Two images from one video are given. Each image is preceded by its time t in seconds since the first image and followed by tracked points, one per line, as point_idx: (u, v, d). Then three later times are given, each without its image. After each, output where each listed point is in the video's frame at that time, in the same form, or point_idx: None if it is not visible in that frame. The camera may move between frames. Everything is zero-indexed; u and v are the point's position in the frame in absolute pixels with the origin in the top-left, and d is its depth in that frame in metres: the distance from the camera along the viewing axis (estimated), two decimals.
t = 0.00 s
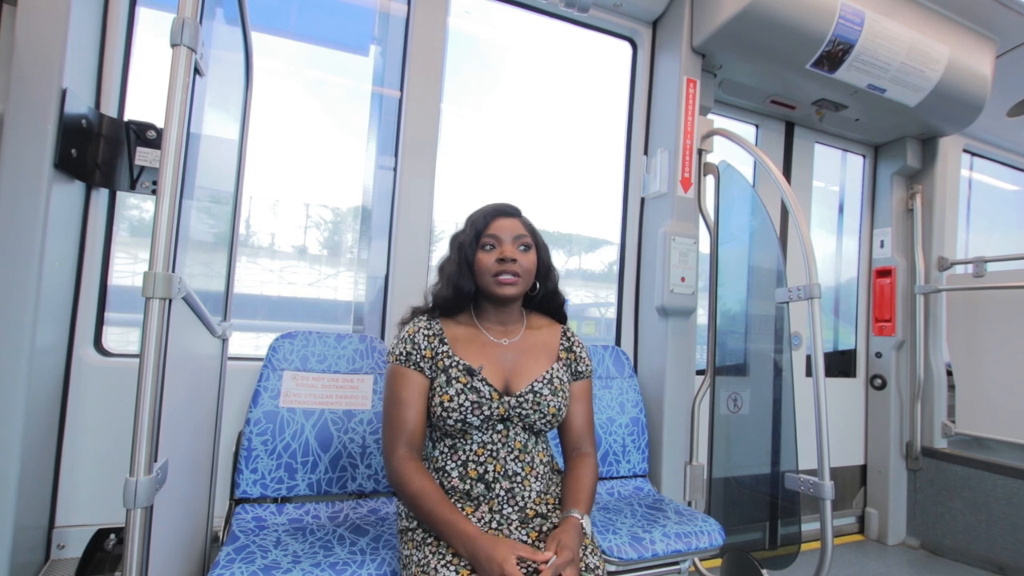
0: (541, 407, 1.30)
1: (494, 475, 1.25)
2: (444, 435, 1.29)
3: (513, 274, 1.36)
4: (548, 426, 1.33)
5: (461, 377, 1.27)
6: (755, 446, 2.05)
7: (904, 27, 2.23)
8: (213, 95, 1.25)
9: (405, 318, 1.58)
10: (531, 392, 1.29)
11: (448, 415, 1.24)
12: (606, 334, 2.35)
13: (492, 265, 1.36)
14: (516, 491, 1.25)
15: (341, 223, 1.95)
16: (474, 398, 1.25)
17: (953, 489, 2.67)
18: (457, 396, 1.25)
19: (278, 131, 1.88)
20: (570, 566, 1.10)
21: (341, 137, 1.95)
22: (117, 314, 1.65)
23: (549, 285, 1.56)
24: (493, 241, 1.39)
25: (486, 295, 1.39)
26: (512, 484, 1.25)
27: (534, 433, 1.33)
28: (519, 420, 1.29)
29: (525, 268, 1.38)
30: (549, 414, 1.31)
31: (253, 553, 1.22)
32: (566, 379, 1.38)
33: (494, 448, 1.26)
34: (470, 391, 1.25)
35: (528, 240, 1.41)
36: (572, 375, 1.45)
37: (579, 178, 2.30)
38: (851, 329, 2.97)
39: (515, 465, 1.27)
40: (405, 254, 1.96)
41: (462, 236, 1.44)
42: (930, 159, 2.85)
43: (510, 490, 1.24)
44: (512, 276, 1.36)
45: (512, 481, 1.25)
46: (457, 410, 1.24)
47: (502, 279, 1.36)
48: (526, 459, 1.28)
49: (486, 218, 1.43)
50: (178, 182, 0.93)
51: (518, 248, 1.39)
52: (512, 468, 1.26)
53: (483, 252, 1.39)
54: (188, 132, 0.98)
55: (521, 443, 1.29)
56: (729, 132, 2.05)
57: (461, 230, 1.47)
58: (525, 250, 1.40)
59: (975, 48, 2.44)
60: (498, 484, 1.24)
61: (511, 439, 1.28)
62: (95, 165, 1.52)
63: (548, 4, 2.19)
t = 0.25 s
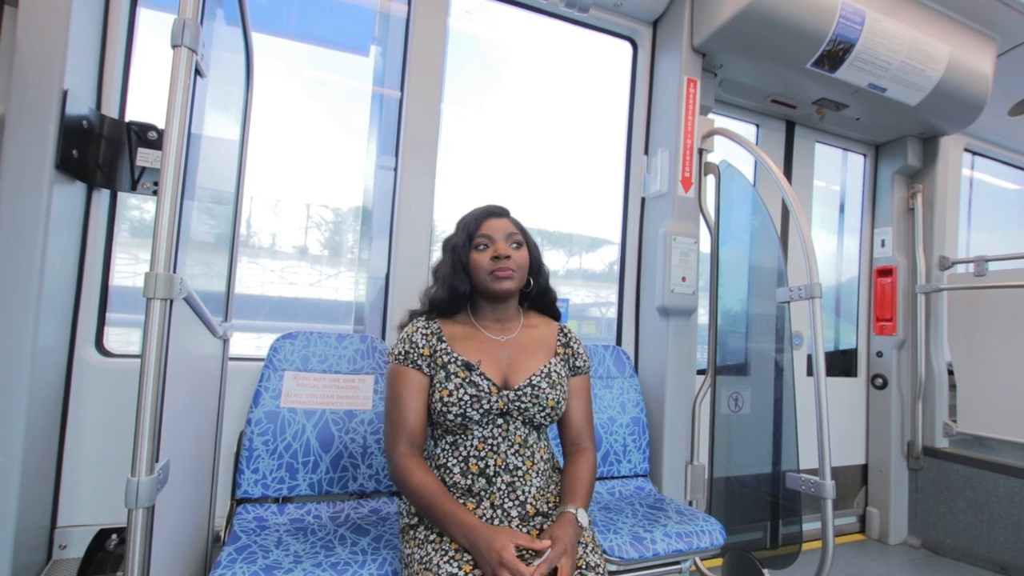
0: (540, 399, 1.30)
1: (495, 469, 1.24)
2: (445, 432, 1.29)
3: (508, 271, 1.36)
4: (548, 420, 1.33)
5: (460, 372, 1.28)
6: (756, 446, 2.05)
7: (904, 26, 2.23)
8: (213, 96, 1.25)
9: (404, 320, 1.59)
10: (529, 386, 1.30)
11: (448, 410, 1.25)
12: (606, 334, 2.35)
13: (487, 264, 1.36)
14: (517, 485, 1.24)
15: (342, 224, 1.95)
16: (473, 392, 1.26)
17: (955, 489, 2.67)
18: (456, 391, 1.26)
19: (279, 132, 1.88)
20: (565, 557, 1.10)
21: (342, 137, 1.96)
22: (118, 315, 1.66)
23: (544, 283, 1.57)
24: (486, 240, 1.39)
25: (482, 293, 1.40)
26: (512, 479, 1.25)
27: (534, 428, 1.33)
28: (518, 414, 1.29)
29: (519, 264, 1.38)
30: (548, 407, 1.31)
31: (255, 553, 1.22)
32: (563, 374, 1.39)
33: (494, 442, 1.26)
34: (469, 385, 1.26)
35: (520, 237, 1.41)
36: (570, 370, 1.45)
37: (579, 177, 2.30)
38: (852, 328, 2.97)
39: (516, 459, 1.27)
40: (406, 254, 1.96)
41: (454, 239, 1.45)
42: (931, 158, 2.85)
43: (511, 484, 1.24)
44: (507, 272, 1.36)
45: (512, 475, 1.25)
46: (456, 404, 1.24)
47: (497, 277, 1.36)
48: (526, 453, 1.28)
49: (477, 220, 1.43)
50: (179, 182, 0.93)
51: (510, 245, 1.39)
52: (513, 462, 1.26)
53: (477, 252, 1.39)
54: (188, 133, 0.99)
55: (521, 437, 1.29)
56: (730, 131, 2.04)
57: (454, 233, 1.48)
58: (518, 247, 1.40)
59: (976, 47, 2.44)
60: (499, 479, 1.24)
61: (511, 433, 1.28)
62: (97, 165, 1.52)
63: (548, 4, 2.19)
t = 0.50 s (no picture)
0: (543, 399, 1.29)
1: (497, 469, 1.24)
2: (447, 431, 1.29)
3: (510, 272, 1.36)
4: (551, 420, 1.33)
5: (463, 372, 1.27)
6: (758, 445, 2.04)
7: (907, 23, 2.22)
8: (215, 94, 1.25)
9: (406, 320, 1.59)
10: (532, 386, 1.29)
11: (451, 410, 1.24)
12: (608, 333, 2.35)
13: (489, 265, 1.36)
14: (519, 485, 1.24)
15: (344, 223, 1.95)
16: (476, 392, 1.25)
17: (957, 488, 2.67)
18: (459, 391, 1.25)
19: (280, 131, 1.88)
20: (567, 556, 1.11)
21: (343, 136, 1.95)
22: (120, 313, 1.66)
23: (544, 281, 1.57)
24: (487, 242, 1.39)
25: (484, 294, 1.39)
26: (515, 478, 1.25)
27: (537, 427, 1.33)
28: (521, 414, 1.28)
29: (521, 264, 1.38)
30: (551, 407, 1.30)
31: (257, 551, 1.22)
32: (566, 373, 1.38)
33: (497, 442, 1.26)
34: (472, 385, 1.26)
35: (520, 237, 1.41)
36: (573, 369, 1.44)
37: (581, 176, 2.29)
38: (855, 327, 2.96)
39: (518, 459, 1.27)
40: (407, 253, 1.96)
41: (455, 240, 1.44)
42: (933, 156, 2.84)
43: (513, 484, 1.24)
44: (509, 273, 1.36)
45: (514, 475, 1.25)
46: (459, 404, 1.24)
47: (500, 278, 1.36)
48: (528, 453, 1.28)
49: (478, 220, 1.43)
50: (181, 181, 0.93)
51: (511, 246, 1.40)
52: (515, 462, 1.26)
53: (479, 253, 1.39)
54: (190, 131, 0.99)
55: (524, 437, 1.29)
56: (732, 129, 2.04)
57: (454, 234, 1.47)
58: (519, 247, 1.40)
59: (979, 45, 2.43)
60: (501, 478, 1.24)
61: (514, 433, 1.28)
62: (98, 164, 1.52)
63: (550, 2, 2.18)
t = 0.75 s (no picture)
0: (544, 404, 1.29)
1: (497, 473, 1.24)
2: (448, 434, 1.29)
3: (513, 277, 1.36)
4: (551, 424, 1.33)
5: (463, 377, 1.27)
6: (759, 446, 2.04)
7: (907, 25, 2.22)
8: (216, 97, 1.26)
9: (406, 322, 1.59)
10: (533, 390, 1.29)
11: (451, 414, 1.24)
12: (608, 334, 2.35)
13: (492, 269, 1.36)
14: (519, 489, 1.24)
15: (345, 224, 1.95)
16: (477, 396, 1.25)
17: (959, 489, 2.67)
18: (459, 395, 1.25)
19: (281, 133, 1.88)
20: (570, 560, 1.11)
21: (345, 137, 1.96)
22: (122, 315, 1.66)
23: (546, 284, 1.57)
24: (490, 244, 1.39)
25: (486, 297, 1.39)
26: (515, 482, 1.25)
27: (537, 431, 1.33)
28: (521, 418, 1.29)
29: (524, 268, 1.39)
30: (551, 412, 1.31)
31: (258, 553, 1.22)
32: (567, 377, 1.38)
33: (497, 446, 1.26)
34: (472, 390, 1.26)
35: (524, 240, 1.41)
36: (574, 373, 1.45)
37: (581, 177, 2.30)
38: (855, 328, 2.96)
39: (519, 463, 1.27)
40: (408, 255, 1.96)
41: (458, 241, 1.44)
42: (934, 157, 2.84)
43: (514, 488, 1.24)
44: (512, 278, 1.36)
45: (515, 479, 1.25)
46: (459, 409, 1.24)
47: (502, 282, 1.36)
48: (529, 457, 1.28)
49: (482, 221, 1.42)
50: (182, 184, 0.93)
51: (515, 250, 1.39)
52: (515, 466, 1.26)
53: (482, 256, 1.39)
54: (192, 134, 0.99)
55: (524, 442, 1.29)
56: (733, 131, 2.04)
57: (457, 234, 1.47)
58: (522, 251, 1.40)
59: (979, 46, 2.43)
60: (501, 483, 1.24)
61: (514, 437, 1.28)
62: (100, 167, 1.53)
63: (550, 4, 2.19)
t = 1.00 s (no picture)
0: (543, 406, 1.29)
1: (497, 475, 1.24)
2: (448, 435, 1.29)
3: (515, 280, 1.36)
4: (551, 425, 1.33)
5: (463, 379, 1.27)
6: (761, 446, 2.04)
7: (909, 24, 2.22)
8: (218, 96, 1.26)
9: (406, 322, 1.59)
10: (533, 392, 1.29)
11: (451, 416, 1.25)
12: (609, 333, 2.35)
13: (495, 271, 1.36)
14: (520, 490, 1.24)
15: (345, 224, 1.95)
16: (476, 398, 1.25)
17: (960, 489, 2.66)
18: (459, 398, 1.25)
19: (282, 132, 1.88)
20: (569, 562, 1.10)
21: (345, 137, 1.96)
22: (123, 315, 1.67)
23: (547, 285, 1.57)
24: (493, 246, 1.39)
25: (488, 298, 1.39)
26: (515, 484, 1.25)
27: (537, 433, 1.33)
28: (521, 420, 1.29)
29: (526, 271, 1.39)
30: (551, 413, 1.31)
31: (259, 553, 1.23)
32: (568, 379, 1.38)
33: (497, 448, 1.26)
34: (472, 392, 1.26)
35: (527, 243, 1.41)
36: (574, 374, 1.45)
37: (582, 177, 2.30)
38: (857, 327, 2.96)
39: (519, 465, 1.27)
40: (409, 255, 1.96)
41: (460, 241, 1.43)
42: (935, 156, 2.84)
43: (514, 490, 1.24)
44: (515, 281, 1.37)
45: (515, 480, 1.25)
46: (459, 411, 1.24)
47: (506, 285, 1.36)
48: (529, 458, 1.28)
49: (485, 221, 1.41)
50: (183, 184, 0.93)
51: (518, 252, 1.39)
52: (515, 468, 1.26)
53: (485, 258, 1.38)
54: (193, 135, 0.99)
55: (524, 443, 1.29)
56: (733, 130, 2.03)
57: (459, 233, 1.46)
58: (525, 254, 1.40)
59: (981, 45, 2.43)
60: (501, 485, 1.24)
61: (514, 439, 1.28)
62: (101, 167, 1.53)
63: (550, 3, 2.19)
